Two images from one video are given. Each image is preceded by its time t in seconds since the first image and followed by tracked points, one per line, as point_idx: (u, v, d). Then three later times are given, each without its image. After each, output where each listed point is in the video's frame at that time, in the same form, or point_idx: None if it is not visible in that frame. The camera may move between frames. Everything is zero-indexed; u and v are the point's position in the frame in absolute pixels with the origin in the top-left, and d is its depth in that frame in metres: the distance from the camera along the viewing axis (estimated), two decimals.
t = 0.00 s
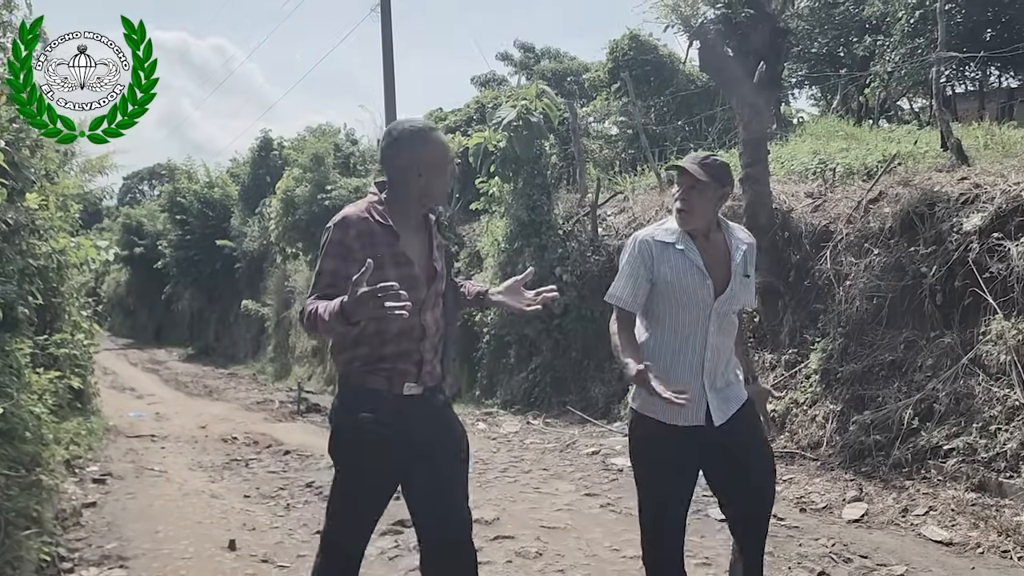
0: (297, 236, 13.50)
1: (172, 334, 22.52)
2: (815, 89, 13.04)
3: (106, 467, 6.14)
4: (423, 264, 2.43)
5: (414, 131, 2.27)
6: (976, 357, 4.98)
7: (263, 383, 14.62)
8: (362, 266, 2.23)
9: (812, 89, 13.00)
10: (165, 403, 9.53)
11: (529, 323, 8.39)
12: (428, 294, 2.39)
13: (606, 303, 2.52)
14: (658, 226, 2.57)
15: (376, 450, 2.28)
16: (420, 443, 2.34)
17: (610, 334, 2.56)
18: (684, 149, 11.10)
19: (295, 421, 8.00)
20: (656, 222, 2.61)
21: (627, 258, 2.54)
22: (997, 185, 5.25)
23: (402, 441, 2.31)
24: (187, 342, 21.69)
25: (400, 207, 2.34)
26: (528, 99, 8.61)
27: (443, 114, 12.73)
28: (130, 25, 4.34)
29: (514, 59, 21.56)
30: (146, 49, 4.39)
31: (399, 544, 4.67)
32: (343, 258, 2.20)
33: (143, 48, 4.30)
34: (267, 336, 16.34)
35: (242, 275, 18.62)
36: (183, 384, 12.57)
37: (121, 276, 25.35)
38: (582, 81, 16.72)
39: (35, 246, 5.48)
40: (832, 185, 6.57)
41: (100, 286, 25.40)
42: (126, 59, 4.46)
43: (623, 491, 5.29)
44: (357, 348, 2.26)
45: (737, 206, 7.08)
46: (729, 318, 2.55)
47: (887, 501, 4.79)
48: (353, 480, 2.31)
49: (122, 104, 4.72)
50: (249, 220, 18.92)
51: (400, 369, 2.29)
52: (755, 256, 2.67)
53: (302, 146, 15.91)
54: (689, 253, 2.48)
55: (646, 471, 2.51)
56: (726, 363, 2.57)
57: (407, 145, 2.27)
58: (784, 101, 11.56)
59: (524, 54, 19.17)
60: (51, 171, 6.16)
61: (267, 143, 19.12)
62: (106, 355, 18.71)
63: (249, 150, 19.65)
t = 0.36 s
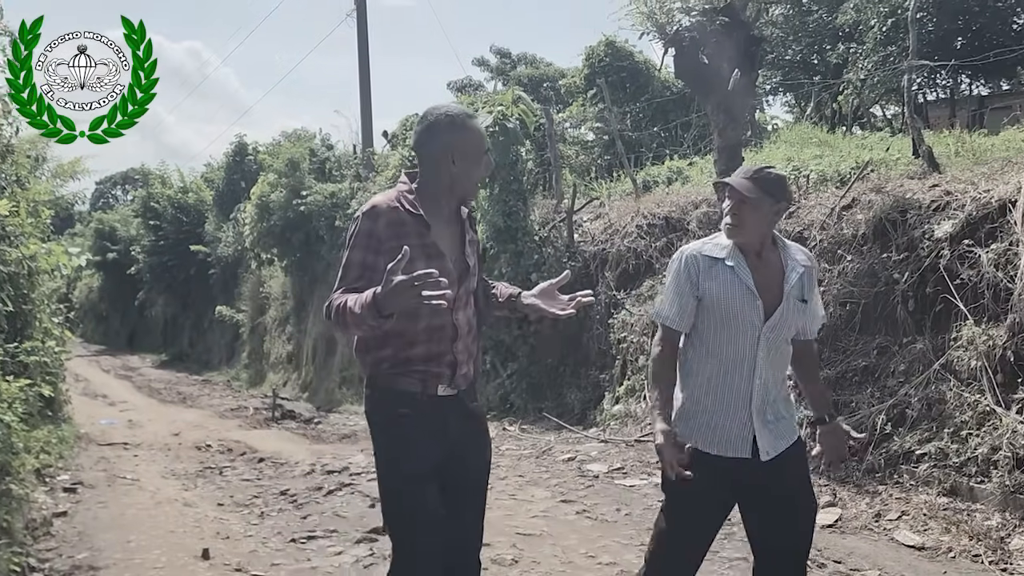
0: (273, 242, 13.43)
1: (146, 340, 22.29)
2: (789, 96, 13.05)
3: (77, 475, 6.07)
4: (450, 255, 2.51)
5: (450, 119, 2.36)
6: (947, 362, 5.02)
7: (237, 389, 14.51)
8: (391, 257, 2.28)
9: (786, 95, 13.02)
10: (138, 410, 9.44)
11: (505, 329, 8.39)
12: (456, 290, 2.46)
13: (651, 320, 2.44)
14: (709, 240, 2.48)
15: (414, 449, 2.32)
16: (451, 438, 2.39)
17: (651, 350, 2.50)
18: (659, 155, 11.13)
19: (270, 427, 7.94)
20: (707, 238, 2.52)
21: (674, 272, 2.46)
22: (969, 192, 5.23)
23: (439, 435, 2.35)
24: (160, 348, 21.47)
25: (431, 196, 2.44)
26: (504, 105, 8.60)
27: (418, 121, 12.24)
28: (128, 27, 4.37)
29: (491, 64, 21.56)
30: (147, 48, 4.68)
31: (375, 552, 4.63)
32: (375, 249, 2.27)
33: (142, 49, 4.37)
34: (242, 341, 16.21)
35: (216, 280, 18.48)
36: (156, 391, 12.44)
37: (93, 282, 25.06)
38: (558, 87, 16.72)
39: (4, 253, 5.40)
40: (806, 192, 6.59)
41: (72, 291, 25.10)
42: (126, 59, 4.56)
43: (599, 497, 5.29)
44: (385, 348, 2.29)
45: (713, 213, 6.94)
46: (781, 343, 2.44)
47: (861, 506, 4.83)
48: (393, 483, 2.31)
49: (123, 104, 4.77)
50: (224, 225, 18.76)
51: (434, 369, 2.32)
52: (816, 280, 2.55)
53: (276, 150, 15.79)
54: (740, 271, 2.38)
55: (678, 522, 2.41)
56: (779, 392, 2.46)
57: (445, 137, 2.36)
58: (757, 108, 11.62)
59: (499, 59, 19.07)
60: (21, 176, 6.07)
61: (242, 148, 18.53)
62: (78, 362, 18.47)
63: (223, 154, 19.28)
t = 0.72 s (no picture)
0: (248, 247, 13.50)
1: (119, 346, 22.08)
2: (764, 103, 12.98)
3: (48, 485, 6.00)
4: (470, 275, 2.42)
5: (469, 129, 2.29)
6: (919, 369, 5.07)
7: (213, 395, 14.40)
8: (404, 284, 2.21)
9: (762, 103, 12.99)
10: (111, 417, 9.34)
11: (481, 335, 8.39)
12: (478, 313, 2.38)
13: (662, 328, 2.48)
14: (728, 250, 2.45)
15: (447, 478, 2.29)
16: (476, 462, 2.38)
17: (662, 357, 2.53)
18: (634, 162, 11.16)
19: (245, 435, 7.89)
20: (729, 245, 2.48)
21: (689, 281, 2.46)
22: (939, 200, 5.29)
23: (468, 461, 2.33)
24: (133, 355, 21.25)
25: (445, 214, 2.36)
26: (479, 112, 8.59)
27: (395, 127, 11.99)
28: (131, 27, 4.74)
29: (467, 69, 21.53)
30: (147, 49, 4.81)
31: (349, 561, 4.59)
32: (388, 268, 2.20)
33: (143, 48, 4.77)
34: (217, 347, 16.08)
35: (190, 286, 18.35)
36: (129, 398, 12.32)
37: (65, 288, 24.80)
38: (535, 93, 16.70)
39: None
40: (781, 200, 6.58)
41: (43, 298, 24.82)
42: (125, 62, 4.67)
43: (574, 505, 5.29)
44: (406, 377, 2.25)
45: (688, 218, 7.14)
46: (801, 360, 2.37)
47: (834, 512, 4.86)
48: (429, 512, 2.27)
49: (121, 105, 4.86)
50: (198, 231, 18.62)
51: (462, 397, 2.29)
52: (847, 293, 2.45)
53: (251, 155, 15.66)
54: (754, 284, 2.35)
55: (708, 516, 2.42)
56: (797, 411, 2.40)
57: (464, 149, 2.29)
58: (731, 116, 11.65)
59: (476, 63, 18.92)
60: None
61: (216, 152, 18.47)
62: (49, 369, 18.25)
63: (197, 158, 18.88)
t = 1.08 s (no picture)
0: (219, 252, 13.31)
1: (89, 352, 21.83)
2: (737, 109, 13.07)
3: (15, 494, 5.90)
4: (496, 280, 2.22)
5: (493, 123, 2.05)
6: (888, 374, 5.10)
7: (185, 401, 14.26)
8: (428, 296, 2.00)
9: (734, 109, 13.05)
10: (81, 424, 9.22)
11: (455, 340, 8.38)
12: (506, 319, 2.18)
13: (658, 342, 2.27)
14: (721, 251, 2.25)
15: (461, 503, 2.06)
16: (504, 486, 2.13)
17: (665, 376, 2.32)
18: (608, 167, 11.19)
19: (217, 442, 7.82)
20: (721, 246, 2.28)
21: (683, 285, 2.26)
22: (907, 206, 5.31)
23: (489, 486, 2.08)
24: (104, 361, 21.02)
25: (466, 214, 2.13)
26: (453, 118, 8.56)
27: (367, 131, 11.98)
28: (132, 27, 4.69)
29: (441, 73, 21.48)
30: (147, 49, 4.73)
31: (321, 569, 4.56)
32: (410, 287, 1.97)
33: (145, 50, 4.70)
34: (189, 352, 15.93)
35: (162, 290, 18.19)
36: (99, 404, 12.19)
37: (33, 293, 24.49)
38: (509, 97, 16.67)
39: None
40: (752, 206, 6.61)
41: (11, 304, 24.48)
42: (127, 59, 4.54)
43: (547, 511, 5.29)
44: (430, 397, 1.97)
45: (660, 223, 7.10)
46: (809, 362, 2.19)
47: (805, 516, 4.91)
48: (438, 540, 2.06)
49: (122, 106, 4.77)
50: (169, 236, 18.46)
51: (487, 414, 2.04)
52: (847, 288, 2.28)
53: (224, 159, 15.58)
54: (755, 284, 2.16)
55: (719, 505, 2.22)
56: (809, 420, 2.21)
57: (483, 146, 2.04)
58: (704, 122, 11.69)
59: (450, 68, 18.88)
60: None
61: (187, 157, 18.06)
62: (18, 376, 18.00)
63: (167, 163, 18.34)
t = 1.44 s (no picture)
0: (189, 257, 13.15)
1: (58, 358, 21.54)
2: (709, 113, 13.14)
3: None
4: (504, 286, 2.17)
5: (497, 120, 1.99)
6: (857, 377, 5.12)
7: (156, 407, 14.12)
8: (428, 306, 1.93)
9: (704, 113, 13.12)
10: (50, 431, 9.10)
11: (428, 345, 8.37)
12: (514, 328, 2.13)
13: (692, 363, 2.18)
14: (767, 270, 2.17)
15: (468, 519, 2.02)
16: (508, 500, 2.09)
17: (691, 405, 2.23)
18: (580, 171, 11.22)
19: (188, 448, 7.75)
20: (765, 263, 2.21)
21: (724, 303, 2.17)
22: (875, 211, 5.35)
23: (495, 500, 2.05)
24: (72, 367, 20.75)
25: (470, 216, 2.08)
26: (425, 122, 8.53)
27: (339, 135, 11.95)
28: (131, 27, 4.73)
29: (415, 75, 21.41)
30: (147, 49, 4.71)
31: None
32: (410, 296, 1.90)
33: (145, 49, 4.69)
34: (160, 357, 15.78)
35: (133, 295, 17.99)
36: (68, 411, 12.03)
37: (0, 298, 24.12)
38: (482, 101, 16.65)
39: None
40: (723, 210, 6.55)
41: None
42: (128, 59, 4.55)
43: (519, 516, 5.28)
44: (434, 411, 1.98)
45: (632, 228, 7.10)
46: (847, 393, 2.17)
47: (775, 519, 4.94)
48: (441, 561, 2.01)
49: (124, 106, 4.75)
50: (139, 241, 18.28)
51: (491, 429, 2.01)
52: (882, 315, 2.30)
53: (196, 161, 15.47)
54: (806, 311, 2.10)
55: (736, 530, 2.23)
56: (838, 445, 2.21)
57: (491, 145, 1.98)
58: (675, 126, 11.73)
59: (423, 71, 18.89)
60: None
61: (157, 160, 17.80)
62: None
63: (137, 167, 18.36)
